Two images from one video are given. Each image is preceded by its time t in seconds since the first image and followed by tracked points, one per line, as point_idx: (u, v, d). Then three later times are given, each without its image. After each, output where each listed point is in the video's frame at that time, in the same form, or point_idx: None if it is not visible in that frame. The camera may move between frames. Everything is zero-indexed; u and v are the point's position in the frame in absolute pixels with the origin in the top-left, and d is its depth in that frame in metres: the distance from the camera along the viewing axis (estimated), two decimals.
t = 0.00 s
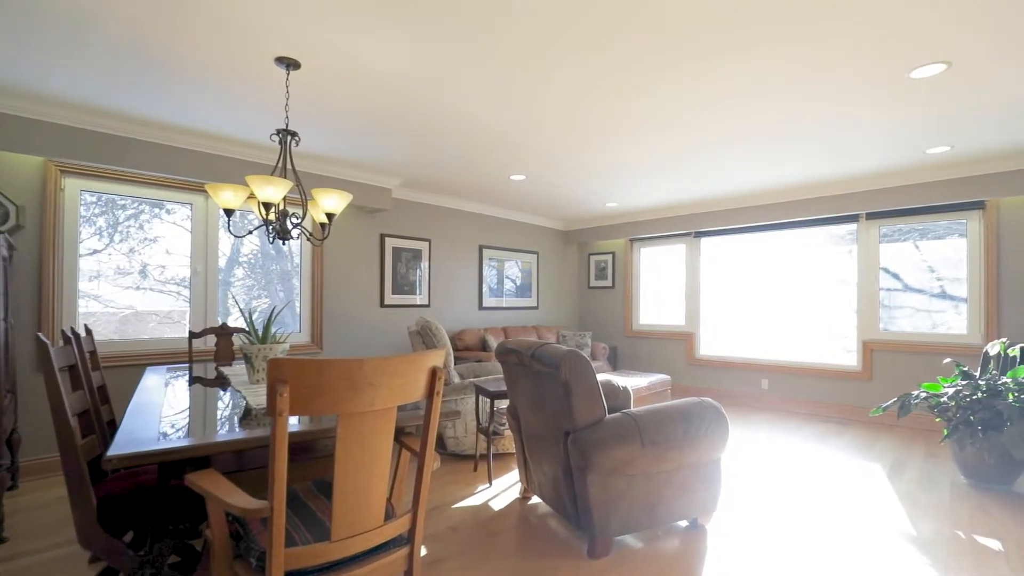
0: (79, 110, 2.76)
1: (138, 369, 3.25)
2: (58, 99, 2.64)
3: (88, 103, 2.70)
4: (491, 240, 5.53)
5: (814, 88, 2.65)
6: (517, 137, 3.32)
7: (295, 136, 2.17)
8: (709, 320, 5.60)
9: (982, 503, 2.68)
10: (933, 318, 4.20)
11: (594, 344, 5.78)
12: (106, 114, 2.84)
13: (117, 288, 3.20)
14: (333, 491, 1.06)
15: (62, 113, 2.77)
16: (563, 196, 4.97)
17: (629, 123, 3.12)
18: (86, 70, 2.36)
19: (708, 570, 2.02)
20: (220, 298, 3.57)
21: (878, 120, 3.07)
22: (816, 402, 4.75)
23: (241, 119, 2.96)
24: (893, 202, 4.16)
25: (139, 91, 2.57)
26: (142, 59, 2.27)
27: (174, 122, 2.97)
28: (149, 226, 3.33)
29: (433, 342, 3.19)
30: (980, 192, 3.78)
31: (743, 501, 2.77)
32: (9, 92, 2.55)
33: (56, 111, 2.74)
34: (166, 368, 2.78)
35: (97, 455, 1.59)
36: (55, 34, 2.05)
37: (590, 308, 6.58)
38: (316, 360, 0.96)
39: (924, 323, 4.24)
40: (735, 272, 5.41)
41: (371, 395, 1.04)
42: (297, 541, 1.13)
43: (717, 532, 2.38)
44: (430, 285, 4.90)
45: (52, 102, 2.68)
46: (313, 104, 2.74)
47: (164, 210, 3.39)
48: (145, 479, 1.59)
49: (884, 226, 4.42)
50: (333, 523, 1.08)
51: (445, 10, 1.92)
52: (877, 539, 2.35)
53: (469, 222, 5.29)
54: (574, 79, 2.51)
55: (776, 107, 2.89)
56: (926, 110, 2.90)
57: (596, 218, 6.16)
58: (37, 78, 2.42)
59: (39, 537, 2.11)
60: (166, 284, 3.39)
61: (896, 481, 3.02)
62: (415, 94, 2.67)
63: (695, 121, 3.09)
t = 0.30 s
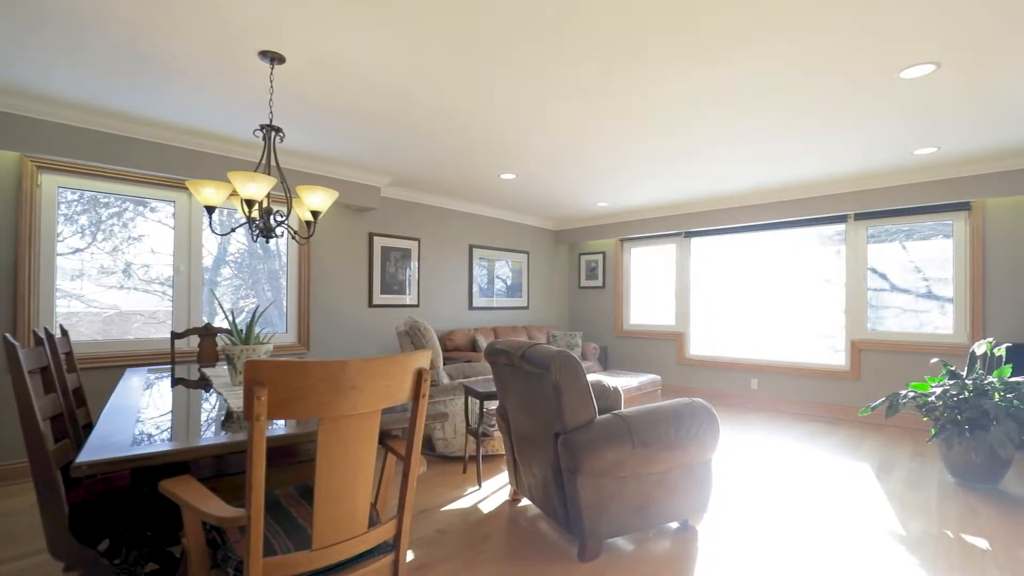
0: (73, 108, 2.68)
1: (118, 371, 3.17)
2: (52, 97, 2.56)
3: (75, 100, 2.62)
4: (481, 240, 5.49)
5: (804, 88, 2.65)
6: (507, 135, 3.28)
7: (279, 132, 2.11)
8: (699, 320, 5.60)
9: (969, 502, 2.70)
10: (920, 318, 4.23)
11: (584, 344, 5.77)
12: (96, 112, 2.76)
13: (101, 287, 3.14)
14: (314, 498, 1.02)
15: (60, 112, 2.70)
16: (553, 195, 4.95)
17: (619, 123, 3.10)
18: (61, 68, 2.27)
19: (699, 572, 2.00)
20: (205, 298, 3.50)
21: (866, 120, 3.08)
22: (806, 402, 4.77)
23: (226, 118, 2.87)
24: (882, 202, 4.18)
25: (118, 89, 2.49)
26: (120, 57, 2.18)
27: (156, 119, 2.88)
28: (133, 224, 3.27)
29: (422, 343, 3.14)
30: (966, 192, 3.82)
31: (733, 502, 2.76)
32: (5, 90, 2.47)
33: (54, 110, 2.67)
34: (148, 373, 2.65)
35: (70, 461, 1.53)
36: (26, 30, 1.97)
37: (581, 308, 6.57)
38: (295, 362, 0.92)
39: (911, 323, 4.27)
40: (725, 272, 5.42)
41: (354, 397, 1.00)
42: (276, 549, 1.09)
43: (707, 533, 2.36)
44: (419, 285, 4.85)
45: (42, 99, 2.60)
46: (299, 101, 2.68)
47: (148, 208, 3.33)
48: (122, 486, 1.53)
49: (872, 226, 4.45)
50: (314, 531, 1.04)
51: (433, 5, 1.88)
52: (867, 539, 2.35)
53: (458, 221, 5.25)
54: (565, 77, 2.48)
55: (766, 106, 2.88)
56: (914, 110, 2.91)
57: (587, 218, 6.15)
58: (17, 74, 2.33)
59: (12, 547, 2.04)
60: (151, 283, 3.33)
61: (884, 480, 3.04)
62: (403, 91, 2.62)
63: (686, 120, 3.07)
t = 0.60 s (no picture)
0: (71, 107, 2.72)
1: (95, 371, 3.09)
2: (55, 96, 2.61)
3: (68, 97, 2.63)
4: (470, 239, 5.46)
5: (792, 88, 2.65)
6: (496, 133, 3.26)
7: (263, 127, 2.07)
8: (689, 320, 5.61)
9: (955, 501, 2.71)
10: (906, 318, 4.27)
11: (574, 344, 5.75)
12: (84, 108, 2.76)
13: (82, 286, 3.09)
14: (294, 504, 0.98)
15: (62, 111, 2.75)
16: (543, 194, 4.93)
17: (609, 121, 3.09)
18: (31, 54, 2.21)
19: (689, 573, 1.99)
20: (187, 297, 3.43)
21: (853, 121, 3.10)
22: (794, 401, 4.79)
23: (203, 111, 2.84)
24: (868, 203, 4.22)
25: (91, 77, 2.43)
26: (96, 44, 2.13)
27: (138, 113, 2.84)
28: (116, 222, 3.21)
29: (410, 343, 3.11)
30: (951, 193, 3.86)
31: (723, 502, 2.75)
32: (8, 89, 2.51)
33: (58, 109, 2.72)
34: (125, 373, 2.63)
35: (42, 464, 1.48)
36: None
37: (571, 308, 6.55)
38: (274, 364, 0.89)
39: (897, 323, 4.31)
40: (714, 272, 5.43)
41: (336, 399, 0.97)
42: (255, 557, 1.05)
43: (697, 534, 2.35)
44: (408, 285, 4.81)
45: (40, 97, 2.62)
46: (285, 96, 2.64)
47: (132, 206, 3.27)
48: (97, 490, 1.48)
49: (859, 227, 4.48)
50: (294, 539, 1.00)
51: None
52: (855, 538, 2.36)
53: (447, 220, 5.21)
54: (554, 73, 2.46)
55: (756, 105, 2.88)
56: (901, 111, 2.93)
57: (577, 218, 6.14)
58: None
59: None
60: (134, 282, 3.27)
61: (871, 479, 3.05)
62: (391, 87, 2.58)
63: (675, 119, 3.07)
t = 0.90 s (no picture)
0: (50, 101, 2.63)
1: (72, 373, 3.00)
2: (59, 96, 2.59)
3: (65, 95, 2.60)
4: (460, 239, 5.42)
5: (781, 87, 2.65)
6: (485, 130, 3.22)
7: (246, 121, 2.02)
8: (678, 320, 5.61)
9: (941, 499, 2.73)
10: (891, 317, 4.31)
11: (564, 344, 5.73)
12: (75, 106, 2.71)
13: (63, 285, 3.02)
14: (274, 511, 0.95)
15: (66, 110, 2.73)
16: (532, 193, 4.90)
17: (599, 120, 3.07)
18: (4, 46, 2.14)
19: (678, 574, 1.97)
20: (168, 298, 3.35)
21: (841, 122, 3.11)
22: (782, 400, 4.82)
23: (187, 106, 2.76)
24: (855, 203, 4.25)
25: (69, 71, 2.36)
26: (72, 35, 2.06)
27: (118, 108, 2.76)
28: (97, 219, 3.13)
29: (397, 343, 3.06)
30: (936, 194, 3.91)
31: (712, 502, 2.75)
32: (9, 89, 2.50)
33: (61, 109, 2.70)
34: (103, 374, 2.56)
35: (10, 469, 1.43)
36: None
37: (560, 308, 6.54)
38: (252, 365, 0.85)
39: (883, 322, 4.35)
40: (703, 271, 5.45)
41: (317, 402, 0.93)
42: (232, 567, 1.01)
43: (687, 535, 2.34)
44: (396, 284, 4.76)
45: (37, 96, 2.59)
46: (269, 91, 2.59)
47: (113, 203, 3.19)
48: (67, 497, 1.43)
49: (846, 228, 4.52)
50: (273, 546, 0.96)
51: None
52: (843, 537, 2.36)
53: (436, 219, 5.17)
54: (544, 71, 2.43)
55: (745, 105, 2.88)
56: (888, 111, 2.95)
57: (567, 217, 6.13)
58: None
59: None
60: (118, 281, 3.21)
61: (859, 478, 3.06)
62: (378, 83, 2.54)
63: (665, 118, 3.06)
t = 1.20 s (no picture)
0: (21, 92, 2.55)
1: (48, 375, 2.91)
2: (63, 97, 2.62)
3: (64, 95, 2.61)
4: (448, 238, 5.38)
5: (771, 88, 2.65)
6: (474, 129, 3.19)
7: (228, 116, 1.96)
8: (667, 320, 5.62)
9: (927, 498, 2.75)
10: (878, 317, 4.34)
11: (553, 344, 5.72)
12: (70, 103, 2.70)
13: (42, 285, 2.93)
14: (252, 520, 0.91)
15: (66, 110, 2.74)
16: (522, 193, 4.87)
17: (589, 119, 3.05)
18: None
19: None
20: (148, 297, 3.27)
21: (829, 122, 3.12)
22: (770, 400, 4.85)
23: (168, 101, 2.70)
24: (842, 204, 4.28)
25: (43, 63, 2.28)
26: (47, 26, 1.99)
27: (96, 101, 2.69)
28: (77, 217, 3.05)
29: (385, 344, 3.02)
30: (921, 195, 3.95)
31: (702, 503, 2.74)
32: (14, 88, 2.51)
33: (63, 108, 2.72)
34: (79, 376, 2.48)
35: None
36: None
37: (550, 308, 6.52)
38: (229, 368, 0.81)
39: (869, 322, 4.38)
40: (692, 271, 5.46)
41: (298, 406, 0.90)
42: None
43: (677, 536, 2.33)
44: (384, 284, 4.70)
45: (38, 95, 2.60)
46: (253, 86, 2.53)
47: (93, 201, 3.11)
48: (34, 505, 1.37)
49: (833, 228, 4.55)
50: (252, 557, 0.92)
51: None
52: (831, 537, 2.36)
53: (425, 218, 5.12)
54: (534, 69, 2.41)
55: (736, 105, 2.87)
56: (876, 113, 2.96)
57: (556, 216, 6.11)
58: None
59: None
60: (101, 280, 3.13)
61: (846, 477, 3.08)
62: (365, 79, 2.49)
63: (655, 118, 3.04)
